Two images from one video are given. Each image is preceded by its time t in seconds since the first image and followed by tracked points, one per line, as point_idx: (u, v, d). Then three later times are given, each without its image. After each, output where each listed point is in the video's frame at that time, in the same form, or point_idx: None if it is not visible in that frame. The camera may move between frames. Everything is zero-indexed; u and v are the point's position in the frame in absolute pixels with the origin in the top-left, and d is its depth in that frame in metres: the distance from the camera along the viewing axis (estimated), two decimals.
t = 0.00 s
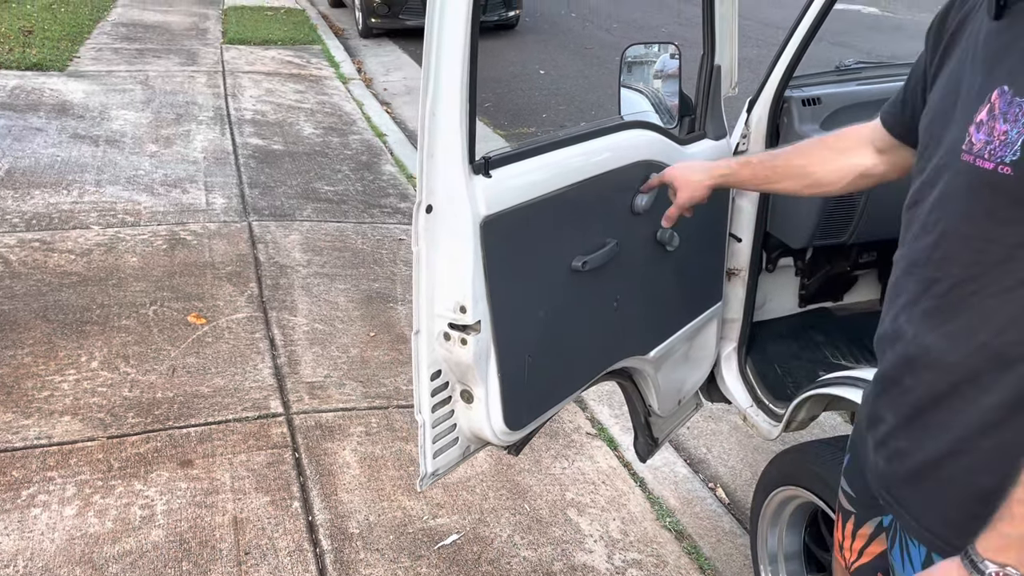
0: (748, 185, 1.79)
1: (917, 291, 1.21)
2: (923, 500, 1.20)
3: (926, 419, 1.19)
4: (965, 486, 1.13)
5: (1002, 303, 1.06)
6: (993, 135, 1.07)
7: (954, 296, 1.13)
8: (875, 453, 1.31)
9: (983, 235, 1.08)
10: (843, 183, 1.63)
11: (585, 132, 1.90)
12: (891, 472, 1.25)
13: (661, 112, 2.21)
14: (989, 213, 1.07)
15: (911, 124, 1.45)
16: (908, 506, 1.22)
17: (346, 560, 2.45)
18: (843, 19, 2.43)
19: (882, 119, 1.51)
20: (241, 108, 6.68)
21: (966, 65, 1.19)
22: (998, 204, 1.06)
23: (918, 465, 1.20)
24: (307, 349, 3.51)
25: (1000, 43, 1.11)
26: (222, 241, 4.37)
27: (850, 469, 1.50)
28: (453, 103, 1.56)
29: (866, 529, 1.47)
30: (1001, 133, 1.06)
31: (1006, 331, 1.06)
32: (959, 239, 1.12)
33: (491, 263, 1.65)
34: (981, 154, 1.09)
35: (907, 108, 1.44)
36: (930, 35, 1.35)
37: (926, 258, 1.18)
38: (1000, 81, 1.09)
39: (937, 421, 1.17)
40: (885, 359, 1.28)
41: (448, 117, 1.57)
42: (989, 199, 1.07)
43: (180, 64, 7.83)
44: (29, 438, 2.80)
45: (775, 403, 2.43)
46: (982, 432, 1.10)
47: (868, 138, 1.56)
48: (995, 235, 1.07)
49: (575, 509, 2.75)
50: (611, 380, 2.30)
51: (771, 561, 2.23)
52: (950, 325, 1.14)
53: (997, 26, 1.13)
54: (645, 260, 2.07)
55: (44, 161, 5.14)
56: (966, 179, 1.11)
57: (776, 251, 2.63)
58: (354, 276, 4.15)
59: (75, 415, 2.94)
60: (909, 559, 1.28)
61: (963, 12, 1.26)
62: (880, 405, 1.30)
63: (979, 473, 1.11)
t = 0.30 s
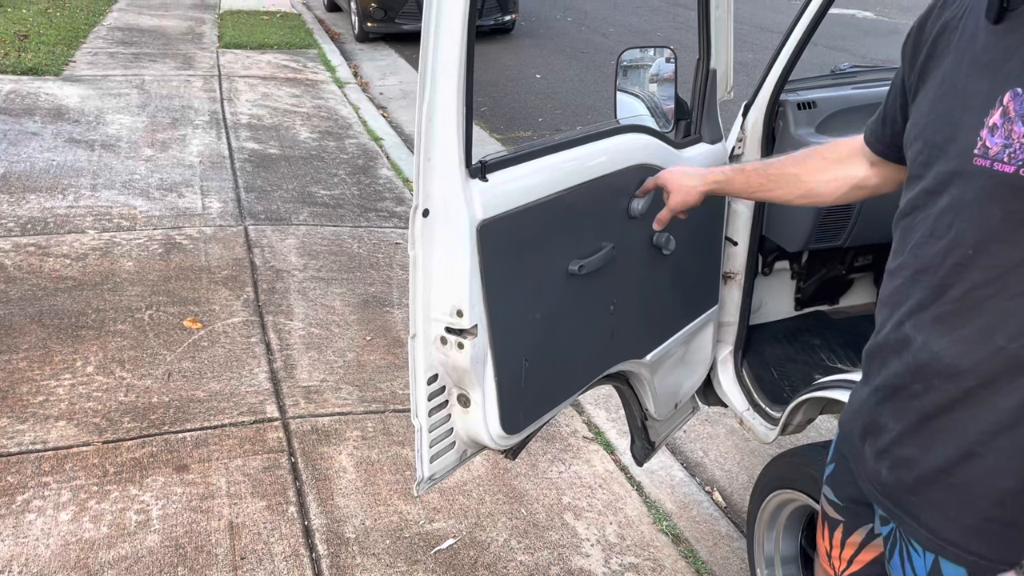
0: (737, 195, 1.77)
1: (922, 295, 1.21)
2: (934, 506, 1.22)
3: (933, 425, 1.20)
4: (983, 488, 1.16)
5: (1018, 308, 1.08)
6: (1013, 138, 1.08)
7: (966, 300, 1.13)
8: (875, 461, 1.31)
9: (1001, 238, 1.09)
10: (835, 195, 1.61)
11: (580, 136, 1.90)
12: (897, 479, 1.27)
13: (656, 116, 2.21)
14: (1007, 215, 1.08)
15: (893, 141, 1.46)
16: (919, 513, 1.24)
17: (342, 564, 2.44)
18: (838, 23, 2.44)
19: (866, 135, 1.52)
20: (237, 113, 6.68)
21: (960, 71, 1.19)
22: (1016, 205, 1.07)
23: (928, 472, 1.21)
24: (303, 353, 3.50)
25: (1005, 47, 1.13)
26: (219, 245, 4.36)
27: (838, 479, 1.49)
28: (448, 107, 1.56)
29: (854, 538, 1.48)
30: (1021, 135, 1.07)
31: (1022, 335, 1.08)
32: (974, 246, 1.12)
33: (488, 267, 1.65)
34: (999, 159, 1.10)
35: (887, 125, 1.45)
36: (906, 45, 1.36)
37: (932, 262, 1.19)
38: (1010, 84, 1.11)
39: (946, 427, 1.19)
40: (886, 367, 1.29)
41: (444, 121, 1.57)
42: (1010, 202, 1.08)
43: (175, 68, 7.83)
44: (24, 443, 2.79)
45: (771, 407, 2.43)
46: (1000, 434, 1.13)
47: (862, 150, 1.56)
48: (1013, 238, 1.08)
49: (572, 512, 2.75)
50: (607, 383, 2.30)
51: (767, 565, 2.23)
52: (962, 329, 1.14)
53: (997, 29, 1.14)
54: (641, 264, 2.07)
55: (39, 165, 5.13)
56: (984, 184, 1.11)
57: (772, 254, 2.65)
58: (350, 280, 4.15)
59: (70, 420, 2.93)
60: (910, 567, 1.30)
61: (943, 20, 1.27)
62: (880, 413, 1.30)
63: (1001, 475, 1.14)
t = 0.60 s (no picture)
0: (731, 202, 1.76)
1: (930, 307, 1.21)
2: (947, 520, 1.21)
3: (944, 437, 1.20)
4: (996, 503, 1.15)
5: None
6: (1020, 148, 1.09)
7: (977, 311, 1.14)
8: (884, 473, 1.31)
9: (1011, 248, 1.09)
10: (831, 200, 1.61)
11: (576, 141, 1.90)
12: (907, 492, 1.26)
13: (653, 121, 2.22)
14: (1016, 224, 1.09)
15: (892, 148, 1.46)
16: (931, 527, 1.24)
17: (338, 569, 2.44)
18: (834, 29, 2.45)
19: (863, 140, 1.53)
20: (233, 117, 6.68)
21: (963, 79, 1.20)
22: None
23: (939, 485, 1.21)
24: (300, 358, 3.50)
25: (1008, 56, 1.14)
26: (215, 250, 4.35)
27: (845, 489, 1.49)
28: (445, 112, 1.57)
29: (858, 547, 1.47)
30: None
31: None
32: (984, 256, 1.12)
33: (484, 272, 1.65)
34: (1006, 170, 1.10)
35: (884, 129, 1.46)
36: (906, 55, 1.37)
37: (940, 273, 1.19)
38: (1014, 94, 1.12)
39: (957, 439, 1.18)
40: (895, 379, 1.29)
41: (441, 127, 1.57)
42: (1017, 212, 1.09)
43: (171, 73, 7.82)
44: (19, 449, 2.78)
45: (768, 411, 2.43)
46: (1013, 447, 1.12)
47: (856, 154, 1.56)
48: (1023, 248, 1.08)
49: (569, 517, 2.75)
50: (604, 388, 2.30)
51: (766, 570, 2.23)
52: (972, 340, 1.14)
53: (1002, 39, 1.15)
54: (637, 269, 2.07)
55: (34, 170, 5.12)
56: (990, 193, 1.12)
57: (768, 258, 2.67)
58: (346, 284, 4.15)
59: (66, 425, 2.92)
60: None
61: (944, 30, 1.28)
62: (890, 425, 1.30)
63: (1014, 489, 1.13)
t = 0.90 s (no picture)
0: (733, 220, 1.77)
1: (936, 319, 1.21)
2: (957, 533, 1.21)
3: (952, 450, 1.20)
4: (1006, 516, 1.15)
5: None
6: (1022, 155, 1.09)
7: (983, 323, 1.14)
8: (892, 485, 1.31)
9: (1014, 259, 1.10)
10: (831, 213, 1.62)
11: (574, 146, 1.90)
12: (916, 505, 1.26)
13: (649, 125, 2.21)
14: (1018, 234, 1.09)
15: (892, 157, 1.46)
16: (942, 540, 1.23)
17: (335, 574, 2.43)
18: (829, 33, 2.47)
19: (865, 150, 1.52)
20: (229, 121, 6.67)
21: (965, 89, 1.21)
22: None
23: (949, 498, 1.21)
24: (296, 362, 3.49)
25: (1007, 65, 1.15)
26: (211, 254, 4.35)
27: (850, 499, 1.49)
28: (442, 116, 1.57)
29: (863, 559, 1.46)
30: None
31: None
32: (989, 266, 1.12)
33: (481, 277, 1.65)
34: (1008, 178, 1.10)
35: (887, 142, 1.45)
36: (907, 65, 1.38)
37: (946, 285, 1.19)
38: (1014, 102, 1.13)
39: (964, 452, 1.18)
40: (904, 392, 1.29)
41: (438, 131, 1.57)
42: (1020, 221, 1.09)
43: (167, 77, 7.82)
44: (14, 454, 2.77)
45: (766, 415, 2.42)
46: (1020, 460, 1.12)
47: (856, 167, 1.56)
48: None
49: (566, 521, 2.74)
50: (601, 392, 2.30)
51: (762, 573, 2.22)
52: (978, 352, 1.14)
53: (1001, 47, 1.16)
54: (634, 273, 2.07)
55: (30, 174, 5.11)
56: (993, 202, 1.12)
57: (765, 262, 2.67)
58: (343, 289, 4.14)
59: (61, 431, 2.91)
60: None
61: (944, 41, 1.29)
62: (897, 437, 1.30)
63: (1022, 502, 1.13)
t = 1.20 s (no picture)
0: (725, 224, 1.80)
1: (938, 326, 1.21)
2: (961, 542, 1.21)
3: (955, 458, 1.20)
4: (1010, 524, 1.15)
5: None
6: None
7: (986, 329, 1.14)
8: (893, 495, 1.31)
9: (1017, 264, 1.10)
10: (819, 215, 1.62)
11: (570, 149, 1.90)
12: (918, 514, 1.26)
13: (646, 128, 2.22)
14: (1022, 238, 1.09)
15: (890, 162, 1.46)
16: (945, 550, 1.23)
17: None
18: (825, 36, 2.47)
19: (847, 156, 1.53)
20: (224, 124, 6.67)
21: (963, 93, 1.21)
22: None
23: (952, 507, 1.20)
24: (292, 366, 3.48)
25: (1006, 68, 1.15)
26: (206, 257, 4.34)
27: (849, 504, 1.49)
28: (439, 118, 1.56)
29: (863, 568, 1.45)
30: None
31: None
32: (992, 271, 1.12)
33: (478, 279, 1.65)
34: (1013, 180, 1.10)
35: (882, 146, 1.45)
36: (896, 71, 1.39)
37: (947, 291, 1.19)
38: (1015, 105, 1.13)
39: (968, 460, 1.18)
40: (905, 401, 1.29)
41: (435, 134, 1.57)
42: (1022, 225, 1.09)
43: (163, 80, 7.81)
44: (9, 458, 2.76)
45: (762, 418, 2.43)
46: None
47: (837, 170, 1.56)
48: None
49: (563, 525, 2.74)
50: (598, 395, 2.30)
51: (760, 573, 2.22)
52: (981, 358, 1.15)
53: (999, 50, 1.17)
54: (631, 275, 2.07)
55: (26, 177, 5.09)
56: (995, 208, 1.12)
57: (761, 265, 2.67)
58: (339, 292, 4.14)
59: (56, 435, 2.90)
60: None
61: (933, 48, 1.30)
62: (897, 447, 1.30)
63: None
